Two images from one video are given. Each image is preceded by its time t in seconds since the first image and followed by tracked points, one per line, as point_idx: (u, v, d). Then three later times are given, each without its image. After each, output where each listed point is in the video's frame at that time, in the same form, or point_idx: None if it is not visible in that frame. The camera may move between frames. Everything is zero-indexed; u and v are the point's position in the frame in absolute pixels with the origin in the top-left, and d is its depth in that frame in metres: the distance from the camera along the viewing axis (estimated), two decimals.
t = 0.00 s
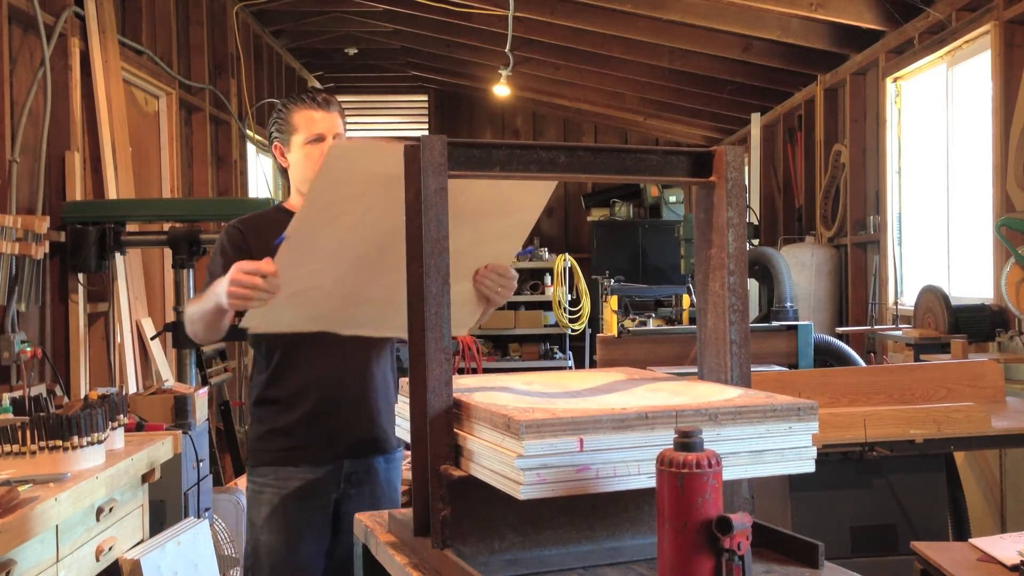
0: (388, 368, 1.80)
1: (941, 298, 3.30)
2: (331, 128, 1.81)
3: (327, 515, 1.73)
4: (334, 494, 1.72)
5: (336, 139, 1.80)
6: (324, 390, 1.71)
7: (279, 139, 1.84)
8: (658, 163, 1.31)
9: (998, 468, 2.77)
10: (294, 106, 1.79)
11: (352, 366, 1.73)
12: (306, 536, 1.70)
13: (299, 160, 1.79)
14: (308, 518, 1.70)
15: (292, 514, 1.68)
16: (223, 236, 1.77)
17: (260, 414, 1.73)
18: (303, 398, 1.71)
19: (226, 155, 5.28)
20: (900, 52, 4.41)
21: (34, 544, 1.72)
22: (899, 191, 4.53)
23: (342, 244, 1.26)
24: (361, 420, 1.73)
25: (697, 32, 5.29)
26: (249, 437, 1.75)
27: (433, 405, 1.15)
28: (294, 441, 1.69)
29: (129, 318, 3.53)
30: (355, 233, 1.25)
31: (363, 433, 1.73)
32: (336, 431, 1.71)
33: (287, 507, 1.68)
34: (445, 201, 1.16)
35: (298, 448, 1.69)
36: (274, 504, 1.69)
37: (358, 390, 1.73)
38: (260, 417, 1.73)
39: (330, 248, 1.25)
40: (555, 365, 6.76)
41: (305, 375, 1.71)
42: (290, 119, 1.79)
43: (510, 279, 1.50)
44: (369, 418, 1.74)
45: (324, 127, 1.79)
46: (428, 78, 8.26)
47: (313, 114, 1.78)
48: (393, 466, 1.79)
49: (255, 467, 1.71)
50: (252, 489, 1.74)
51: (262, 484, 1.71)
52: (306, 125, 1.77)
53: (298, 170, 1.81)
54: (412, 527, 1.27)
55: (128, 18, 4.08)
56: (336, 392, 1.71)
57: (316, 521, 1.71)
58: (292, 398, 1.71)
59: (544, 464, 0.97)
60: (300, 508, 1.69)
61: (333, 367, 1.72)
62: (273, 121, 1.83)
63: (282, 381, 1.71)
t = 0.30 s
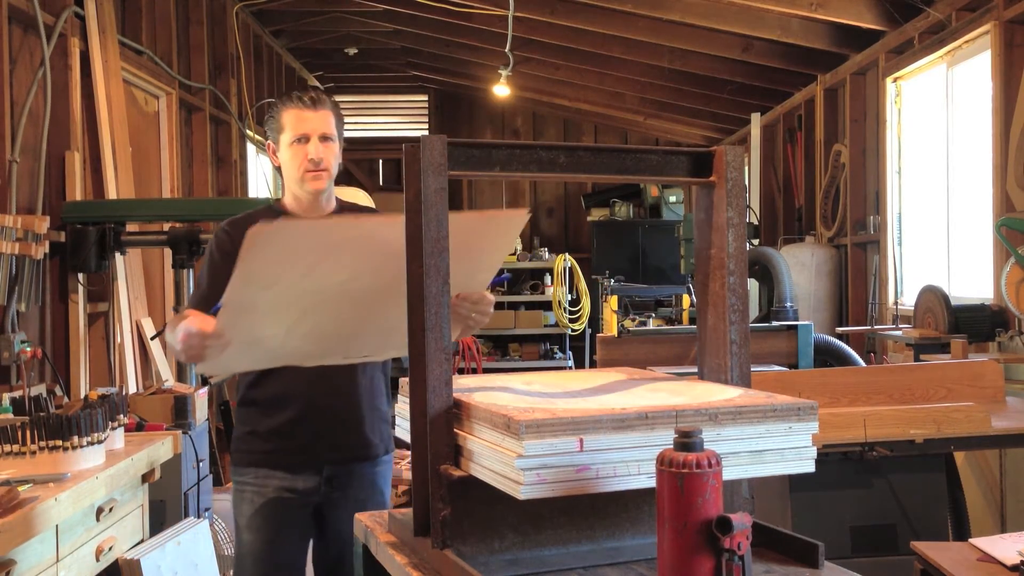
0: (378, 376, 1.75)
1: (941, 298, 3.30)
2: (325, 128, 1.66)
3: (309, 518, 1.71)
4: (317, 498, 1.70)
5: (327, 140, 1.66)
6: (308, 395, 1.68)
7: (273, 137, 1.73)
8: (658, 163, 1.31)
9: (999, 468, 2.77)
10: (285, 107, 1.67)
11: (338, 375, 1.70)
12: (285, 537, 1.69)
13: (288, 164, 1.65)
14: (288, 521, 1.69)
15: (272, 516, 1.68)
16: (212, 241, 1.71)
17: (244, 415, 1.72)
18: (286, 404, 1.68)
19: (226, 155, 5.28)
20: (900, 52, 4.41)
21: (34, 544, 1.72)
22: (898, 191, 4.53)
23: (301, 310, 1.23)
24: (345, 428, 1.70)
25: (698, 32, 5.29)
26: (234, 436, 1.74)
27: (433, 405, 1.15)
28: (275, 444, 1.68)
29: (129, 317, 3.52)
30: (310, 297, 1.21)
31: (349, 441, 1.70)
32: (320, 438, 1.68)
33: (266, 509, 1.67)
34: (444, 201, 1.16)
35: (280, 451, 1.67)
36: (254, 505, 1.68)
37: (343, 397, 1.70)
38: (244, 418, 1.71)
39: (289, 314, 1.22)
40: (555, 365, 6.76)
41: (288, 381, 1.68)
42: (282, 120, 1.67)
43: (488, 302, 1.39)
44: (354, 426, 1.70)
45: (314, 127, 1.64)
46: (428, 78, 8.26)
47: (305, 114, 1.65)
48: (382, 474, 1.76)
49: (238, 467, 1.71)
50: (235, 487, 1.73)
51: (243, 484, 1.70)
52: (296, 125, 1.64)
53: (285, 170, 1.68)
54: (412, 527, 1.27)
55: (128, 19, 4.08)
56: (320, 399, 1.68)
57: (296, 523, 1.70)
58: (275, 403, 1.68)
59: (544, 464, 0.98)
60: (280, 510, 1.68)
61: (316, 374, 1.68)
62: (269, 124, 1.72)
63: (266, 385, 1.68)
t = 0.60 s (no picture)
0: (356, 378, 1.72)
1: (941, 299, 3.30)
2: (294, 127, 1.60)
3: (287, 526, 1.67)
4: (293, 506, 1.66)
5: (297, 140, 1.61)
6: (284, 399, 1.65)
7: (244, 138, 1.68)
8: (658, 163, 1.31)
9: (999, 468, 2.77)
10: (251, 104, 1.62)
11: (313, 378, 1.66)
12: (262, 546, 1.65)
13: (259, 166, 1.62)
14: (265, 529, 1.65)
15: (248, 523, 1.64)
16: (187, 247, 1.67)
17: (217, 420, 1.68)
18: (261, 409, 1.64)
19: (226, 155, 5.27)
20: (900, 52, 4.41)
21: (34, 544, 1.72)
22: (898, 191, 4.53)
23: (260, 350, 1.15)
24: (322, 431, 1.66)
25: (698, 32, 5.29)
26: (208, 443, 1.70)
27: (433, 405, 1.15)
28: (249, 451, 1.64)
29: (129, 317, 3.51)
30: (272, 334, 1.13)
31: (326, 446, 1.66)
32: (296, 444, 1.64)
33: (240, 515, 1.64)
34: (444, 201, 1.16)
35: (256, 458, 1.63)
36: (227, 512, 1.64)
37: (320, 401, 1.66)
38: (219, 424, 1.68)
39: (247, 355, 1.15)
40: (556, 365, 6.76)
41: (264, 385, 1.65)
42: (250, 121, 1.62)
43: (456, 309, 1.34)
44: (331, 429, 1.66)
45: (282, 128, 1.59)
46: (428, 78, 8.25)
47: (273, 114, 1.60)
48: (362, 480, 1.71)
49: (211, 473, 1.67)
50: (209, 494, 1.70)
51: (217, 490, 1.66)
52: (264, 127, 1.59)
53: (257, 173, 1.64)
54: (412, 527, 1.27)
55: (128, 19, 4.08)
56: (296, 403, 1.65)
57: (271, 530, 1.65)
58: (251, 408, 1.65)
59: (544, 464, 0.97)
60: (256, 517, 1.64)
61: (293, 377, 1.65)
62: (238, 125, 1.67)
63: (241, 389, 1.65)
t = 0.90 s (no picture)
0: (334, 374, 1.50)
1: (941, 299, 3.30)
2: (263, 122, 1.45)
3: (261, 543, 1.44)
4: (268, 521, 1.44)
5: (267, 138, 1.44)
6: (251, 399, 1.42)
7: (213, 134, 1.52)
8: (658, 163, 1.31)
9: (998, 468, 2.77)
10: (219, 100, 1.46)
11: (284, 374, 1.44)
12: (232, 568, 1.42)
13: (227, 166, 1.46)
14: (234, 548, 1.42)
15: (215, 541, 1.41)
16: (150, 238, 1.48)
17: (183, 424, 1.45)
18: (226, 412, 1.42)
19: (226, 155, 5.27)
20: (900, 52, 4.41)
21: (34, 545, 1.72)
22: (898, 191, 4.52)
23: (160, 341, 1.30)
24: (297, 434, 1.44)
25: (698, 32, 5.28)
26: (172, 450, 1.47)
27: (433, 405, 1.15)
28: (215, 460, 1.41)
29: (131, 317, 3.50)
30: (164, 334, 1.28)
31: (302, 451, 1.44)
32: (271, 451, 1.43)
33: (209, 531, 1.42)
34: (444, 201, 1.16)
35: (222, 468, 1.41)
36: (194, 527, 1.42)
37: (292, 401, 1.44)
38: (181, 432, 1.45)
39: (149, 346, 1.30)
40: (556, 365, 6.76)
41: (228, 384, 1.42)
42: (217, 116, 1.47)
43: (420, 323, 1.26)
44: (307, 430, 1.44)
45: (249, 123, 1.44)
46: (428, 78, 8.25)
47: (240, 108, 1.44)
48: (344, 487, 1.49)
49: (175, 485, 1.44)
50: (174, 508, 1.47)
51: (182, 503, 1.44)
52: (230, 123, 1.44)
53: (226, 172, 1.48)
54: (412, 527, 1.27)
55: (128, 19, 4.09)
56: (265, 404, 1.43)
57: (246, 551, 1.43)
58: (214, 411, 1.42)
59: (544, 464, 0.98)
60: (224, 534, 1.41)
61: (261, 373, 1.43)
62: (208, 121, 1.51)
63: (203, 390, 1.43)
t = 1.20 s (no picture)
0: (313, 375, 1.47)
1: (941, 299, 3.30)
2: (245, 121, 1.43)
3: (240, 548, 1.44)
4: (246, 523, 1.43)
5: (249, 136, 1.43)
6: (225, 404, 1.40)
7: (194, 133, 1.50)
8: (658, 163, 1.31)
9: (998, 468, 2.77)
10: (200, 98, 1.44)
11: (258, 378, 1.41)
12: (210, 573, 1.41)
13: (207, 164, 1.45)
14: (212, 553, 1.41)
15: (192, 546, 1.41)
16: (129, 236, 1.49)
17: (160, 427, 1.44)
18: (199, 417, 1.40)
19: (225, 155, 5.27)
20: (899, 52, 4.41)
21: (34, 544, 1.72)
22: (898, 191, 4.52)
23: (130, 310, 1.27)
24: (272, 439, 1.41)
25: (697, 32, 5.28)
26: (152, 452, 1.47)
27: (433, 405, 1.15)
28: (187, 463, 1.39)
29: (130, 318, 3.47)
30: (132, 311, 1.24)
31: (278, 456, 1.41)
32: (244, 453, 1.41)
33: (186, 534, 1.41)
34: (444, 201, 1.16)
35: (196, 471, 1.40)
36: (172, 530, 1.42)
37: (267, 404, 1.41)
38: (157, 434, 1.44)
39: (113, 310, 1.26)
40: (556, 365, 6.76)
41: (202, 390, 1.40)
42: (198, 113, 1.45)
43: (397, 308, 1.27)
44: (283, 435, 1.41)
45: (230, 120, 1.42)
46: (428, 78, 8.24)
47: (221, 106, 1.42)
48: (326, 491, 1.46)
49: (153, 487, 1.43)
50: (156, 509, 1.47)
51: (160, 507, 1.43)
52: (211, 120, 1.42)
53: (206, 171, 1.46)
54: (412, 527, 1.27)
55: (128, 19, 4.09)
56: (239, 408, 1.40)
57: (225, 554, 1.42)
58: (188, 416, 1.40)
59: (544, 464, 0.97)
60: (201, 539, 1.41)
61: (234, 379, 1.41)
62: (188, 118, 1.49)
63: (178, 395, 1.41)
